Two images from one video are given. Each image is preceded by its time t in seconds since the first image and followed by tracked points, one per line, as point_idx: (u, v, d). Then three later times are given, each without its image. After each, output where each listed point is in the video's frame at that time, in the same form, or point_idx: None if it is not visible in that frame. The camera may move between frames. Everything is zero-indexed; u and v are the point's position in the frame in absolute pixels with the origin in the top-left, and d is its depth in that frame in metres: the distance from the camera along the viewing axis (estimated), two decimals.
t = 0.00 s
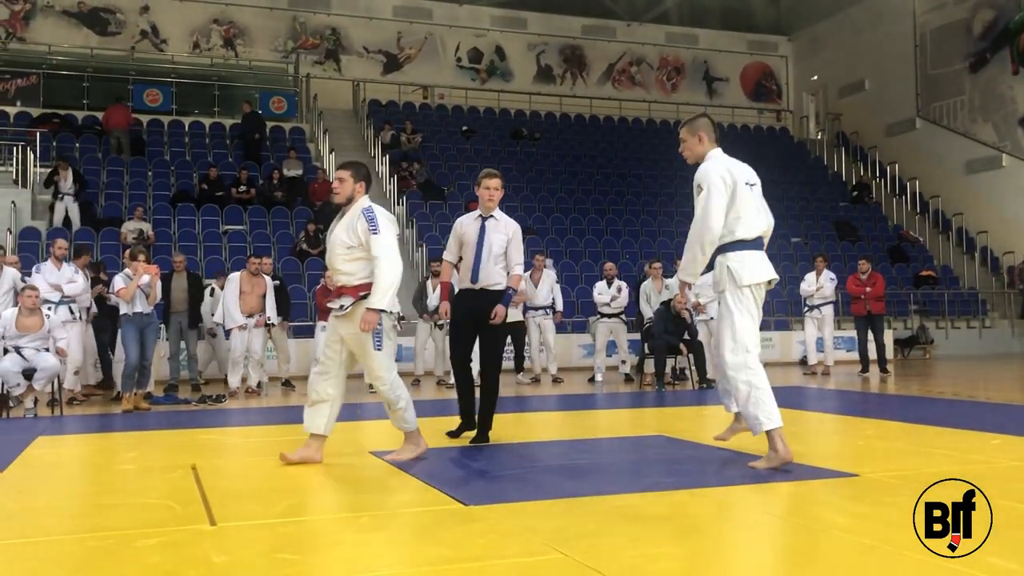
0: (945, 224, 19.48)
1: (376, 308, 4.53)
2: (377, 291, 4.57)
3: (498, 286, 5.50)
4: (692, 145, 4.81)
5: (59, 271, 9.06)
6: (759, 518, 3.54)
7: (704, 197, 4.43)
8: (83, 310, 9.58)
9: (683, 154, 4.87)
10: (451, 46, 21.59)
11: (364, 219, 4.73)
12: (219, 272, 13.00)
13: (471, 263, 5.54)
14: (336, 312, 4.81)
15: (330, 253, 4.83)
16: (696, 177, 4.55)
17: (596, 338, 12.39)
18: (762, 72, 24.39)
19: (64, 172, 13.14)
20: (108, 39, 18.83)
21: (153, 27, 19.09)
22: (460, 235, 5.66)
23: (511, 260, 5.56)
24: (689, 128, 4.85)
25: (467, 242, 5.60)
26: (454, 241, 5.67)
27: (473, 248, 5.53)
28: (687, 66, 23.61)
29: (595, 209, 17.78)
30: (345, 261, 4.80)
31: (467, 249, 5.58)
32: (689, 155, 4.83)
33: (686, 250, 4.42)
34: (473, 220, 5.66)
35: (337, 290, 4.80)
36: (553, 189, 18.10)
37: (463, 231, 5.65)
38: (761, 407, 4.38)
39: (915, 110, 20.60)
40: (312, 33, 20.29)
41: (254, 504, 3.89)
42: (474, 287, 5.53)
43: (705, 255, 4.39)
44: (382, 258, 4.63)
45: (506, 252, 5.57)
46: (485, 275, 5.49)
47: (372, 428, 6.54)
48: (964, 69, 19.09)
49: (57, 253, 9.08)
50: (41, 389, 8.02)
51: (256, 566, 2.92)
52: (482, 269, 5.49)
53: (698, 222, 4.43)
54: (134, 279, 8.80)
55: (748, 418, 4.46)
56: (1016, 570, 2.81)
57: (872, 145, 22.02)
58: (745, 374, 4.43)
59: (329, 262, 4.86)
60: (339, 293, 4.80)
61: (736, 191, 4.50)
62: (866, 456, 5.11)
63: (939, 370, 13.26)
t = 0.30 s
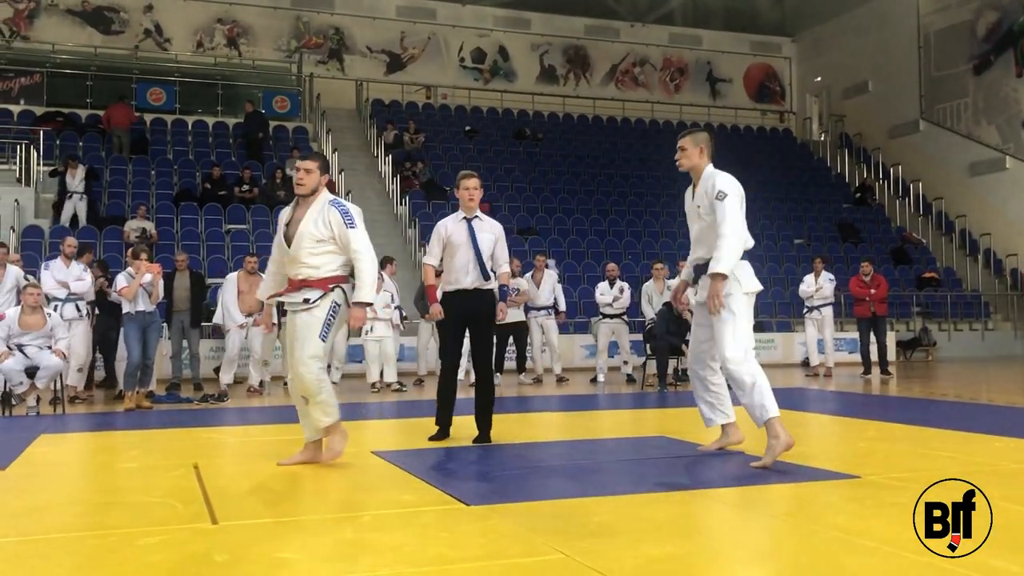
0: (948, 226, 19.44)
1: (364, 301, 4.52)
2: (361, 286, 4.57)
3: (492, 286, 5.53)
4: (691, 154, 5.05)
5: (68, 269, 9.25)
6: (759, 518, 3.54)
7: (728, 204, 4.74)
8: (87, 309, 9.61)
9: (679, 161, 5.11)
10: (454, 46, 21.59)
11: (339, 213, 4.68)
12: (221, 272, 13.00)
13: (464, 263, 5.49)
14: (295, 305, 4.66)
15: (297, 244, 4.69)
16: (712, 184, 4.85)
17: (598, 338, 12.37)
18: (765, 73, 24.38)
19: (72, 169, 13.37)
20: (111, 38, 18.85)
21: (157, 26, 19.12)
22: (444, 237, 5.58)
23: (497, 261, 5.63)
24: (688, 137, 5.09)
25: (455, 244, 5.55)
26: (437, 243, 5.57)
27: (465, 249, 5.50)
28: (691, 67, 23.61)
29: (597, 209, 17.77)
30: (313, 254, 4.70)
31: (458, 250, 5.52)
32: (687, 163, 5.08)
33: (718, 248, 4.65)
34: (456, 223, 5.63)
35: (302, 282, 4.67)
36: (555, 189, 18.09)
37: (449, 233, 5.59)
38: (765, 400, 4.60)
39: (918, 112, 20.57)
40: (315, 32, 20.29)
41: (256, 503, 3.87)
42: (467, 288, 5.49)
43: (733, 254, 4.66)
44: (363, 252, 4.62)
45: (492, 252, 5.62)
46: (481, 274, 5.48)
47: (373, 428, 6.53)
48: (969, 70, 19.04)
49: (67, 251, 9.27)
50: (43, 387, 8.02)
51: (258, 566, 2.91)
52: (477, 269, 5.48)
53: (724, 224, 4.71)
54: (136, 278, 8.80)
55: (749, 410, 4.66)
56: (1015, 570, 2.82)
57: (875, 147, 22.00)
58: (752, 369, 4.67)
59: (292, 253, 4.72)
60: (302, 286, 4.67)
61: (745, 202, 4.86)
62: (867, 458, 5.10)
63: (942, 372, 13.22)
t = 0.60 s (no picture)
0: (958, 229, 19.37)
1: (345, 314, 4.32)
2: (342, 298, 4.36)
3: (487, 287, 5.54)
4: (695, 151, 5.15)
5: (83, 267, 9.32)
6: (764, 519, 3.56)
7: (742, 199, 4.88)
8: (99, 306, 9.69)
9: (681, 155, 5.18)
10: (464, 47, 21.60)
11: (326, 218, 4.45)
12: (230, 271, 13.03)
13: (457, 266, 5.49)
14: (266, 308, 4.33)
15: (276, 244, 4.35)
16: (723, 180, 4.98)
17: (606, 340, 12.37)
18: (774, 75, 24.33)
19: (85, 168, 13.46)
20: (122, 36, 18.93)
21: (167, 25, 19.19)
22: (437, 241, 5.56)
23: (491, 259, 5.60)
24: (691, 136, 5.19)
25: (448, 246, 5.52)
26: (429, 246, 5.53)
27: (458, 252, 5.49)
28: (700, 69, 23.58)
29: (606, 210, 17.76)
30: (290, 256, 4.38)
31: (451, 253, 5.51)
32: (688, 159, 5.17)
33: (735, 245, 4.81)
34: (447, 225, 5.58)
35: (276, 285, 4.33)
36: (563, 190, 18.08)
37: (441, 236, 5.56)
38: (758, 396, 4.93)
39: (928, 115, 20.48)
40: (325, 32, 20.33)
41: (263, 501, 3.88)
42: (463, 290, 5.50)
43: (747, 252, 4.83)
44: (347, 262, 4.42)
45: (487, 251, 5.60)
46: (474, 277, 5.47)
47: (380, 428, 6.53)
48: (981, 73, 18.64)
49: (83, 250, 9.29)
50: (52, 384, 8.04)
51: (266, 563, 2.91)
52: (471, 271, 5.47)
53: (739, 221, 4.86)
54: (145, 277, 8.85)
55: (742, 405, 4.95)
56: (1014, 570, 2.85)
57: (885, 150, 21.93)
58: (752, 369, 4.92)
59: (267, 251, 4.36)
60: (274, 288, 4.33)
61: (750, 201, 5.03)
62: (876, 461, 5.07)
63: (951, 376, 13.16)
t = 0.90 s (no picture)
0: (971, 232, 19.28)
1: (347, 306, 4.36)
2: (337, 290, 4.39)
3: (499, 291, 5.51)
4: (708, 139, 5.12)
5: (98, 270, 9.42)
6: (771, 521, 3.56)
7: (749, 190, 4.84)
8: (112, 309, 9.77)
9: (693, 143, 5.16)
10: (475, 50, 21.63)
11: (321, 207, 4.41)
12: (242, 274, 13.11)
13: (467, 267, 5.49)
14: (265, 304, 4.22)
15: (276, 232, 4.24)
16: (732, 169, 4.94)
17: (618, 343, 12.36)
18: (786, 77, 24.28)
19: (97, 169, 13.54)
20: (135, 40, 19.06)
21: (180, 29, 19.30)
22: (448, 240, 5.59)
23: (504, 264, 5.63)
24: (705, 122, 5.15)
25: (460, 247, 5.54)
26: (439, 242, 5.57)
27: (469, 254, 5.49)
28: (712, 72, 23.55)
29: (617, 213, 17.75)
30: (287, 246, 4.28)
31: (461, 254, 5.52)
32: (701, 147, 5.15)
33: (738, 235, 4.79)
34: (461, 226, 5.60)
35: (275, 279, 4.23)
36: (574, 193, 18.06)
37: (453, 237, 5.59)
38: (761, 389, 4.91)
39: (941, 116, 20.36)
40: (337, 36, 20.39)
41: (274, 504, 3.88)
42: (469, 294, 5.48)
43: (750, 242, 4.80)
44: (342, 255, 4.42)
45: (499, 254, 5.60)
46: (482, 280, 5.45)
47: (391, 430, 6.54)
48: (992, 74, 18.49)
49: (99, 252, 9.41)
50: (67, 387, 8.07)
51: (279, 565, 2.93)
52: (480, 273, 5.45)
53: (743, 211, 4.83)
54: (159, 279, 8.91)
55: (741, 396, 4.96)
56: (1014, 570, 2.88)
57: (898, 152, 21.82)
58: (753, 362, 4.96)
59: (265, 242, 4.23)
60: (274, 283, 4.23)
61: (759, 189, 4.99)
62: (888, 465, 5.05)
63: (965, 380, 13.08)
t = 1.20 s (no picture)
0: (984, 235, 19.18)
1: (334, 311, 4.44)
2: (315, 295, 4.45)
3: (519, 297, 5.53)
4: (722, 165, 5.11)
5: (114, 281, 9.51)
6: (783, 527, 3.58)
7: (750, 226, 4.86)
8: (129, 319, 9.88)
9: (708, 169, 5.16)
10: (485, 58, 21.70)
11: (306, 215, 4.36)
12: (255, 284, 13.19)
13: (489, 271, 5.48)
14: (270, 317, 4.12)
15: (278, 240, 4.13)
16: (738, 201, 4.94)
17: (630, 349, 12.34)
18: (797, 82, 24.25)
19: (114, 183, 13.76)
20: (148, 52, 19.21)
21: (192, 40, 19.46)
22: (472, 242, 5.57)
23: (525, 271, 5.66)
24: (722, 148, 5.13)
25: (482, 250, 5.52)
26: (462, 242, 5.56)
27: (493, 257, 5.48)
28: (722, 77, 23.54)
29: (628, 219, 17.74)
30: (283, 254, 4.19)
31: (483, 257, 5.50)
32: (716, 173, 5.14)
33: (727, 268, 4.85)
34: (486, 230, 5.60)
35: (275, 288, 4.14)
36: (585, 200, 18.05)
37: (476, 239, 5.58)
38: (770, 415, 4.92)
39: (953, 120, 20.27)
40: (348, 45, 20.49)
41: (290, 512, 3.91)
42: (487, 297, 5.46)
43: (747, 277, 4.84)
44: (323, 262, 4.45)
45: (521, 262, 5.62)
46: (502, 284, 5.45)
47: (406, 438, 6.56)
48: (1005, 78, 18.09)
49: (116, 263, 9.47)
50: (82, 397, 8.12)
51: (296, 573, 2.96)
52: (500, 278, 5.46)
53: (740, 245, 4.87)
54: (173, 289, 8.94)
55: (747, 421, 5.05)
56: (1012, 568, 2.97)
57: (909, 156, 21.74)
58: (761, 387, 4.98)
59: (267, 251, 4.10)
60: (276, 293, 4.14)
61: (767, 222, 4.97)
62: (899, 470, 5.02)
63: (981, 384, 12.97)
